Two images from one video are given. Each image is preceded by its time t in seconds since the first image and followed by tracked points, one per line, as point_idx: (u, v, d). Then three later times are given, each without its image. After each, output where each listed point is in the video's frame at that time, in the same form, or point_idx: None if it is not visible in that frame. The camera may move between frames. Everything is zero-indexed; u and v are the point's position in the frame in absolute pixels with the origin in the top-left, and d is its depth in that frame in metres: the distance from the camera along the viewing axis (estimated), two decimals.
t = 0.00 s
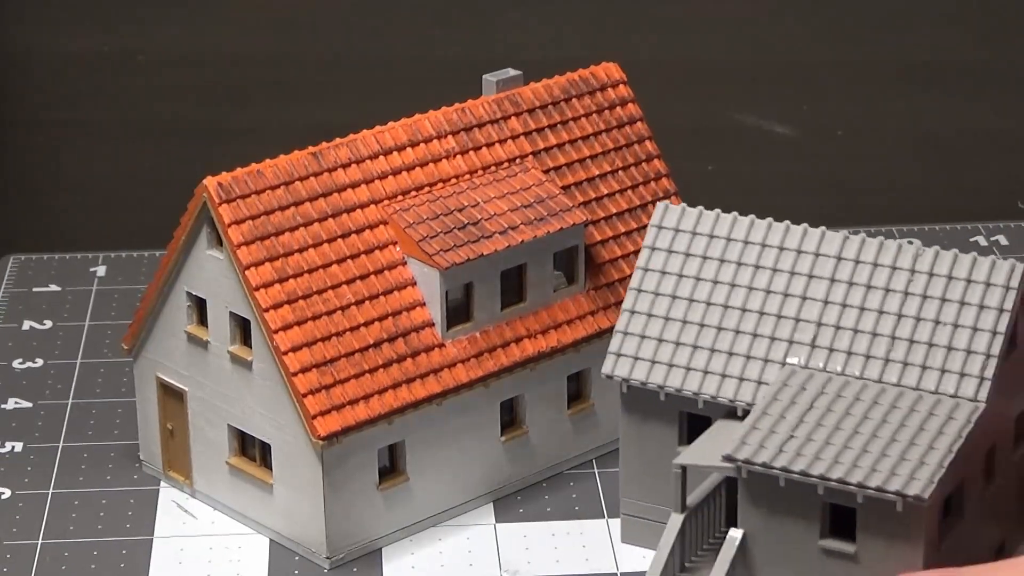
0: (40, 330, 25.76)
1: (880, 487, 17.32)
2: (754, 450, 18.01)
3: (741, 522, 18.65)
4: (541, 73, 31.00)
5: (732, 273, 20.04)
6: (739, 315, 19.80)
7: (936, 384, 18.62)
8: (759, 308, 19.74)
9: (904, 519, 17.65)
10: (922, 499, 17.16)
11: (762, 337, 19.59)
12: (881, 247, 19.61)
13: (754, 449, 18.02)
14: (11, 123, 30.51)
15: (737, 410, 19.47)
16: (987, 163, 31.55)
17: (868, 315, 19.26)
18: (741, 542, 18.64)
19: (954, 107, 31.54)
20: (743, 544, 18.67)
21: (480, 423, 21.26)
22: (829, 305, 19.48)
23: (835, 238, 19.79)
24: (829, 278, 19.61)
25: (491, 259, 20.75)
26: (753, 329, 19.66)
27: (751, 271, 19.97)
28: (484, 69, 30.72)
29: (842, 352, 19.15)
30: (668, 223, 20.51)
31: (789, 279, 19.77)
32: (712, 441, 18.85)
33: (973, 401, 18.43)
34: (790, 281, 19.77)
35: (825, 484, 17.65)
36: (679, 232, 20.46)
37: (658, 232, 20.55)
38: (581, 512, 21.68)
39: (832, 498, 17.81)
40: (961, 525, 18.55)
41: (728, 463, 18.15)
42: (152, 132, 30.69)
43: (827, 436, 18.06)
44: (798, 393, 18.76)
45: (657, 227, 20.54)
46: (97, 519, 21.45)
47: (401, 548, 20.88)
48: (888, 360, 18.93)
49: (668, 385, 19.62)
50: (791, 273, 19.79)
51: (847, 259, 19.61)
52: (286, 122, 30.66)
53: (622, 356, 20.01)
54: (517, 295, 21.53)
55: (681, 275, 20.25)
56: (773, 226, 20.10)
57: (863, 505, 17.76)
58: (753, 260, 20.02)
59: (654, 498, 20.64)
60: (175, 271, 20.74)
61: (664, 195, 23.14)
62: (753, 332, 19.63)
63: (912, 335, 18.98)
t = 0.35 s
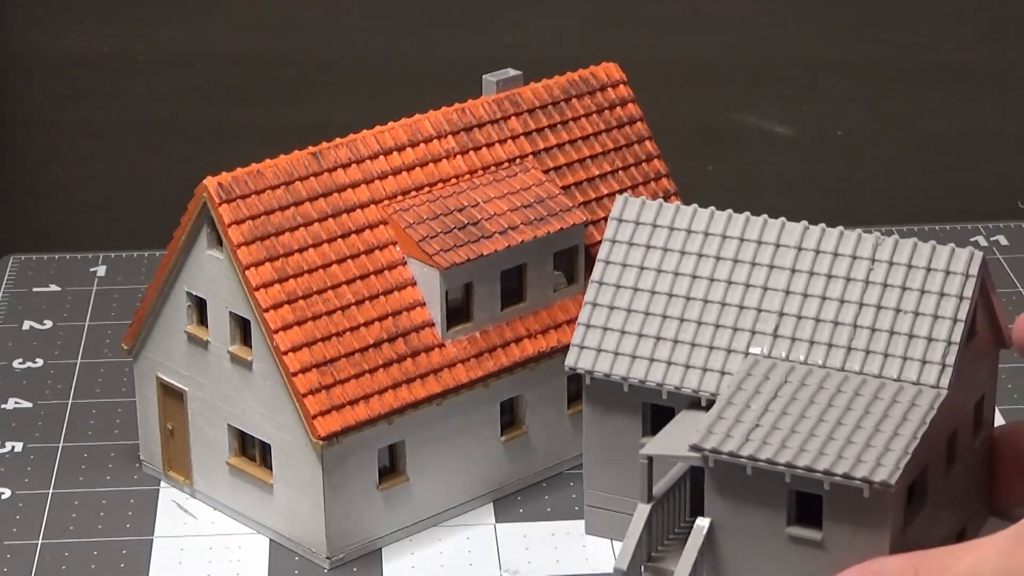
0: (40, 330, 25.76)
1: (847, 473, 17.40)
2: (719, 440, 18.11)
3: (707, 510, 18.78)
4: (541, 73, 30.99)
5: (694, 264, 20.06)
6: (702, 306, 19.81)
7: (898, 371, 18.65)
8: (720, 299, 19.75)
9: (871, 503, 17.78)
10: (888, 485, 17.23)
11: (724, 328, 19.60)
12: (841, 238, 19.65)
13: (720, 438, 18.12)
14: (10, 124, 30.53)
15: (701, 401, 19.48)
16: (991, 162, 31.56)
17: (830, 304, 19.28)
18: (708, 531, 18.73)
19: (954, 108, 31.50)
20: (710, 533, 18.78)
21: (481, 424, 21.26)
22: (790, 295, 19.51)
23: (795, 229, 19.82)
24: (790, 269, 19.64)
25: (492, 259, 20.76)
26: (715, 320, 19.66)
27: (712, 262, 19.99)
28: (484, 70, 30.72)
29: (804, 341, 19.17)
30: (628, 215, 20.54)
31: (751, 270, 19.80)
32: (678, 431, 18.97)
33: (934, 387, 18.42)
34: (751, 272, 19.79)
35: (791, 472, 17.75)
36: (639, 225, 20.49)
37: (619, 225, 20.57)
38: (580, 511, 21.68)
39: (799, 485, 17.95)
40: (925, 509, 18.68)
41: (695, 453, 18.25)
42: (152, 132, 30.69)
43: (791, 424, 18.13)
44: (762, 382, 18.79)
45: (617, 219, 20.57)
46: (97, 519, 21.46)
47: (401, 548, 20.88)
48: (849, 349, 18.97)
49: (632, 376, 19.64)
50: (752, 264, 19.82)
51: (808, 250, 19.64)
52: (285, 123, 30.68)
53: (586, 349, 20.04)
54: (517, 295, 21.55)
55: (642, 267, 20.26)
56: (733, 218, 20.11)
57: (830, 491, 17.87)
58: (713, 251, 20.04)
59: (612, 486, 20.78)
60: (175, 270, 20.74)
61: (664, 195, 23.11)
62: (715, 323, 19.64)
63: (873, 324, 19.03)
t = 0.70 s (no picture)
0: (40, 330, 25.76)
1: (819, 458, 17.83)
2: (693, 424, 18.53)
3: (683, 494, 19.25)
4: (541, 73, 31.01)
5: (675, 251, 20.43)
6: (682, 292, 20.19)
7: (873, 357, 19.01)
8: (700, 286, 20.13)
9: (843, 488, 18.20)
10: (858, 468, 17.67)
11: (703, 314, 19.97)
12: (819, 226, 19.98)
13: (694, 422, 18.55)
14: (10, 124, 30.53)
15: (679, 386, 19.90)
16: (993, 162, 31.46)
17: (807, 291, 19.64)
18: (685, 515, 19.22)
19: (955, 108, 31.48)
20: (686, 517, 19.27)
21: (481, 423, 21.26)
22: (768, 282, 19.86)
23: (774, 217, 20.15)
24: (768, 256, 19.99)
25: (491, 259, 20.76)
26: (694, 306, 20.03)
27: (692, 250, 20.36)
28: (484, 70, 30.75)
29: (781, 328, 19.54)
30: (611, 204, 20.91)
31: (729, 258, 20.17)
32: (655, 416, 19.41)
33: (908, 374, 18.79)
34: (731, 259, 20.16)
35: (763, 456, 18.19)
36: (622, 213, 20.85)
37: (601, 213, 20.93)
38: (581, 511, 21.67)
39: (771, 469, 18.43)
40: (897, 494, 19.10)
41: (671, 437, 18.69)
42: (151, 132, 30.68)
43: (765, 408, 18.56)
44: (738, 367, 19.19)
45: (599, 207, 20.93)
46: (97, 519, 21.47)
47: (401, 548, 20.88)
48: (825, 336, 19.34)
49: (612, 361, 20.06)
50: (731, 252, 20.18)
51: (786, 238, 19.99)
52: (284, 124, 30.72)
53: (567, 334, 20.46)
54: (517, 294, 21.57)
55: (624, 254, 20.62)
56: (713, 206, 20.47)
57: (802, 475, 18.32)
58: (694, 239, 20.40)
59: (593, 472, 21.23)
60: (175, 270, 20.74)
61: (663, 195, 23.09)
62: (694, 309, 20.01)
63: (849, 311, 19.38)
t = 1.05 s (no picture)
0: (40, 330, 25.77)
1: (816, 454, 17.86)
2: (692, 421, 18.56)
3: (683, 490, 19.23)
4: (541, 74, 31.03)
5: (673, 248, 20.44)
6: (680, 289, 20.20)
7: (871, 354, 19.03)
8: (698, 283, 20.13)
9: (841, 485, 18.23)
10: (856, 465, 17.70)
11: (701, 311, 19.98)
12: (817, 223, 19.97)
13: (692, 418, 18.58)
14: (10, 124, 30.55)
15: (678, 382, 19.91)
16: (993, 160, 31.18)
17: (805, 288, 19.63)
18: (682, 511, 19.21)
19: (954, 107, 31.45)
20: (683, 513, 19.26)
21: (481, 422, 21.25)
22: (766, 279, 19.86)
23: (772, 214, 20.14)
24: (766, 253, 19.98)
25: (491, 257, 20.78)
26: (692, 303, 20.04)
27: (691, 247, 20.36)
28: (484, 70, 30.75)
29: (779, 325, 19.54)
30: (610, 200, 20.90)
31: (727, 254, 20.15)
32: (654, 412, 19.43)
33: (905, 370, 18.80)
34: (729, 256, 20.15)
35: (761, 452, 18.23)
36: (621, 210, 20.83)
37: (600, 210, 20.92)
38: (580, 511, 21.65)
39: (769, 465, 18.46)
40: (896, 491, 19.11)
41: (669, 434, 18.72)
42: (151, 132, 30.68)
43: (763, 405, 18.60)
44: (736, 364, 19.21)
45: (598, 204, 20.92)
46: (97, 519, 21.47)
47: (402, 548, 20.86)
48: (824, 332, 19.34)
49: (610, 357, 20.04)
50: (729, 248, 20.17)
51: (784, 234, 19.97)
52: (282, 126, 30.52)
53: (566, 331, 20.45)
54: (517, 293, 21.57)
55: (622, 251, 20.62)
56: (711, 203, 20.47)
57: (800, 471, 18.34)
58: (692, 236, 20.41)
59: (591, 468, 21.24)
60: (175, 270, 20.74)
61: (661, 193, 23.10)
62: (693, 305, 20.02)
63: (847, 308, 19.37)
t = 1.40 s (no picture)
0: (40, 330, 25.77)
1: (816, 454, 17.86)
2: (691, 421, 18.57)
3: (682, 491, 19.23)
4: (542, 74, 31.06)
5: (673, 248, 20.44)
6: (680, 289, 20.19)
7: (871, 354, 19.03)
8: (698, 283, 20.13)
9: (840, 485, 18.23)
10: (855, 465, 17.70)
11: (701, 311, 19.98)
12: (817, 223, 19.96)
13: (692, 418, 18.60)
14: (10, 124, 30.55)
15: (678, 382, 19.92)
16: (994, 159, 31.18)
17: (804, 288, 19.62)
18: (682, 511, 19.21)
19: (952, 107, 31.52)
20: (683, 513, 19.25)
21: (481, 422, 21.25)
22: (766, 279, 19.85)
23: (772, 214, 20.13)
24: (766, 253, 19.97)
25: (490, 258, 20.78)
26: (692, 303, 20.04)
27: (691, 246, 20.35)
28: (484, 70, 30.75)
29: (779, 325, 19.55)
30: (609, 200, 20.90)
31: (728, 254, 20.15)
32: (653, 412, 19.45)
33: (905, 370, 18.81)
34: (729, 256, 20.14)
35: (760, 452, 18.23)
36: (620, 210, 20.83)
37: (599, 210, 20.92)
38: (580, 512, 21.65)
39: (768, 465, 18.47)
40: (895, 491, 19.10)
41: (669, 434, 18.73)
42: (151, 133, 30.69)
43: (762, 404, 18.60)
44: (736, 364, 19.21)
45: (598, 204, 20.91)
46: (97, 519, 21.47)
47: (402, 547, 20.86)
48: (824, 332, 19.34)
49: (611, 357, 20.05)
50: (729, 248, 20.16)
51: (784, 234, 19.96)
52: (282, 125, 30.58)
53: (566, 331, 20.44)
54: (517, 293, 21.57)
55: (622, 251, 20.62)
56: (711, 203, 20.46)
57: (799, 471, 18.35)
58: (693, 236, 20.40)
59: (590, 466, 21.25)
60: (175, 270, 20.74)
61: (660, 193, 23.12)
62: (693, 306, 20.01)
63: (847, 308, 19.37)
